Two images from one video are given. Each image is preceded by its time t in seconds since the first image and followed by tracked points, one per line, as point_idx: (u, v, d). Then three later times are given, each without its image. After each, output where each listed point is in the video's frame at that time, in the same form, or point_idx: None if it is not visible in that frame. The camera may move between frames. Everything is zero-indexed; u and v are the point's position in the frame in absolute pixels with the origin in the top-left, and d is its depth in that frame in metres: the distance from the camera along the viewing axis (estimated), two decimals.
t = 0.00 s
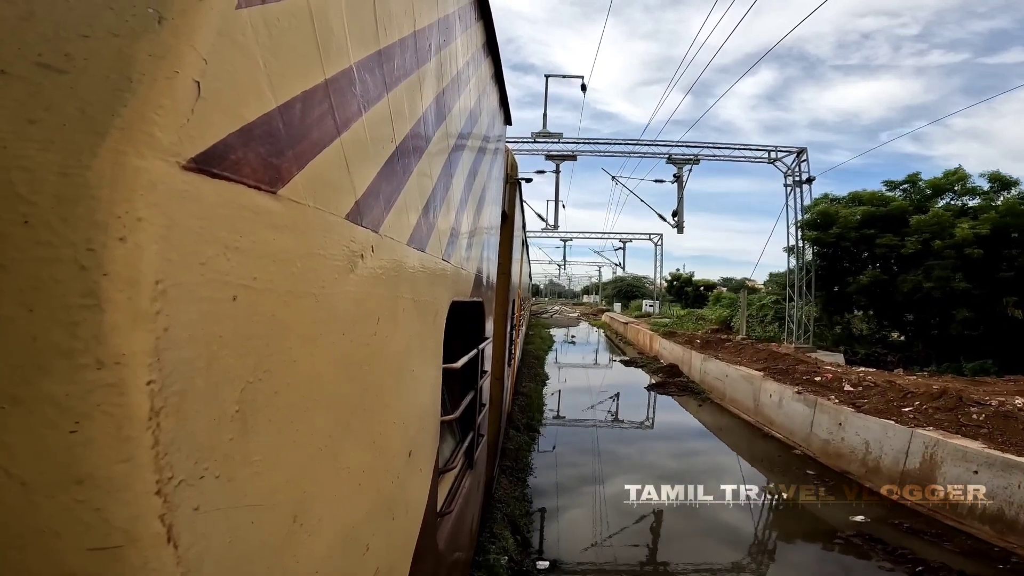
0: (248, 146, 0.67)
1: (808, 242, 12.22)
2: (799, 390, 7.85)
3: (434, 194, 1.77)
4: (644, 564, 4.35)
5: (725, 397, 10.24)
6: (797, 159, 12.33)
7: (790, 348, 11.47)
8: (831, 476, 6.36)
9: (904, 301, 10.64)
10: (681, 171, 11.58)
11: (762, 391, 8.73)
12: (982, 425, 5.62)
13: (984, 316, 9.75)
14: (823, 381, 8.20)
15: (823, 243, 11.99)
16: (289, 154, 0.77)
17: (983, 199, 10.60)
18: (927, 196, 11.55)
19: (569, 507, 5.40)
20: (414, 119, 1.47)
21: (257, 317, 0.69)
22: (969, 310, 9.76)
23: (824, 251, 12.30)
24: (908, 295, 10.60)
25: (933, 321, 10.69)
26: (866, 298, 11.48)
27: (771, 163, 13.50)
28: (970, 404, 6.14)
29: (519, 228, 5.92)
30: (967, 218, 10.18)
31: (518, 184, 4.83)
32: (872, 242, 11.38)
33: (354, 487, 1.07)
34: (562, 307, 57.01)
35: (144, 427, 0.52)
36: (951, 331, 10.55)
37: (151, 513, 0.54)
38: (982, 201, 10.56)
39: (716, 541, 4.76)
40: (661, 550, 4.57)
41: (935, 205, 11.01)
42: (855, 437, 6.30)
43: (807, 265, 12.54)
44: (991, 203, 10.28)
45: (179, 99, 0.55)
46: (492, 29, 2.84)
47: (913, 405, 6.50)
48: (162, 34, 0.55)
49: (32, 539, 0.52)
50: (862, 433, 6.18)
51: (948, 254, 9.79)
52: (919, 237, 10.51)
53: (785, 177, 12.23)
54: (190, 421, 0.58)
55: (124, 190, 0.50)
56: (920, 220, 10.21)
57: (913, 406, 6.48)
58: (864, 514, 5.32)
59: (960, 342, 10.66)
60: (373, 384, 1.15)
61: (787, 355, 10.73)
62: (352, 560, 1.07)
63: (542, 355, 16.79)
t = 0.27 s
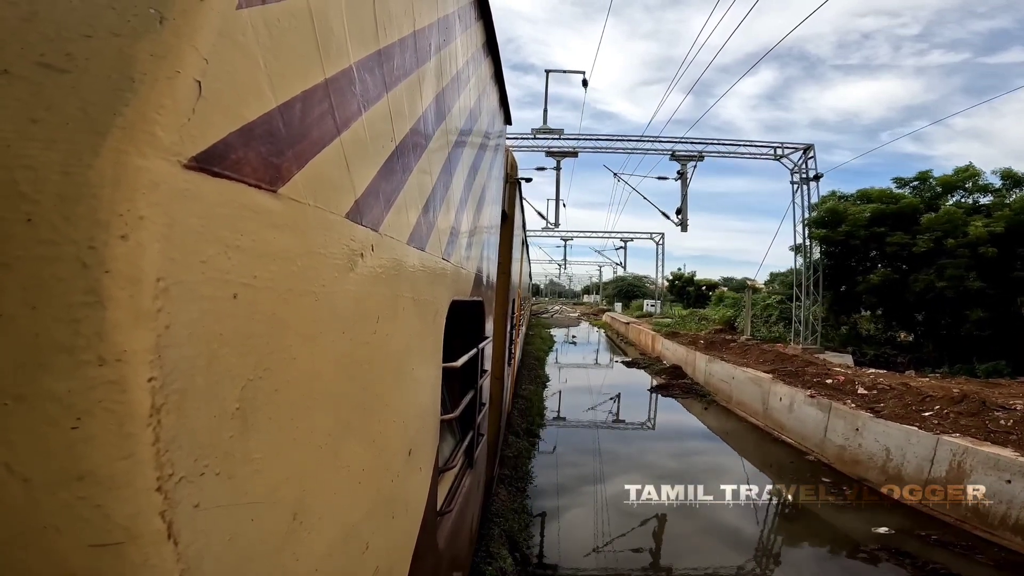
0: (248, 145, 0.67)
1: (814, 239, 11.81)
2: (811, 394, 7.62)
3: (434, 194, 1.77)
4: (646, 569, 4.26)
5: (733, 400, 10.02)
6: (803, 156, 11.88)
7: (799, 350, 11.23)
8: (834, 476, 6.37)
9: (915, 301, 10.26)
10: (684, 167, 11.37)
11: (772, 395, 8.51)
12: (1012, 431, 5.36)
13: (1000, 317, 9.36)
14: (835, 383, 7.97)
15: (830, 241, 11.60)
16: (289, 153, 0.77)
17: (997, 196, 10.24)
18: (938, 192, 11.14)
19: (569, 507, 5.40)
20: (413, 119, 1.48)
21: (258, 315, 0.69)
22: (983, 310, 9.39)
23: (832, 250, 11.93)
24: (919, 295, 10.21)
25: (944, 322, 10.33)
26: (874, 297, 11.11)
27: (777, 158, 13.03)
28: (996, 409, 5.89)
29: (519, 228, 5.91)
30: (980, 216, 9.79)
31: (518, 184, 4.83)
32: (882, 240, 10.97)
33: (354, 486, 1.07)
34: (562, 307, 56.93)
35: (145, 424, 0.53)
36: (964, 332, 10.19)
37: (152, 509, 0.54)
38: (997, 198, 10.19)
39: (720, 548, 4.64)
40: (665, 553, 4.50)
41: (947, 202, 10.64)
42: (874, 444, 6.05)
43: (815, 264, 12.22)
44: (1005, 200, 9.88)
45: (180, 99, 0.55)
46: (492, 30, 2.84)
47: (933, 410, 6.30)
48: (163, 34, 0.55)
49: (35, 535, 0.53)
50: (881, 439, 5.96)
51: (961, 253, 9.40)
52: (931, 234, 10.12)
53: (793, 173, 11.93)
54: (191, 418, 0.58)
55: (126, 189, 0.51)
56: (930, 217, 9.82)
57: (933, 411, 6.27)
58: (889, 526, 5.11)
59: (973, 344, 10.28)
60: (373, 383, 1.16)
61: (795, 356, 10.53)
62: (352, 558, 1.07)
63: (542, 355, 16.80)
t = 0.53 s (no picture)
0: (247, 144, 0.68)
1: (825, 237, 11.64)
2: (828, 398, 7.24)
3: (433, 193, 1.78)
4: None
5: (742, 404, 9.70)
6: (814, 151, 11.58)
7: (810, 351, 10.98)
8: (836, 476, 6.38)
9: (931, 300, 10.12)
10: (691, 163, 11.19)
11: (784, 400, 8.18)
12: None
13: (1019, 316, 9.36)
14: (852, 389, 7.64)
15: (842, 239, 11.45)
16: (288, 151, 0.78)
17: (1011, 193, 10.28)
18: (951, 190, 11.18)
19: (569, 506, 5.41)
20: (412, 117, 1.49)
21: (257, 312, 0.70)
22: (1001, 309, 9.35)
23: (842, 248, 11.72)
24: (935, 294, 10.14)
25: (958, 321, 10.30)
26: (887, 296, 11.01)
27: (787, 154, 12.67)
28: None
29: (518, 227, 5.93)
30: (997, 213, 9.82)
31: (517, 184, 4.86)
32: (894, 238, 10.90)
33: (352, 483, 1.08)
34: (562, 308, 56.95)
35: (143, 420, 0.53)
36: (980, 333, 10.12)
37: (150, 504, 0.55)
38: (1011, 196, 10.21)
39: (726, 553, 4.54)
40: (668, 561, 4.41)
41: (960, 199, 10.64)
42: (900, 452, 5.64)
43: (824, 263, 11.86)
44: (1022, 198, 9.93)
45: (179, 98, 0.56)
46: (492, 30, 2.86)
47: (960, 416, 6.04)
48: (163, 34, 0.56)
49: (35, 530, 0.54)
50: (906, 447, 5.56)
51: (980, 251, 9.38)
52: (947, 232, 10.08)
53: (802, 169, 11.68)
54: (189, 413, 0.59)
55: (127, 187, 0.51)
56: (946, 214, 9.81)
57: (961, 417, 6.00)
58: (921, 541, 4.70)
59: (988, 344, 10.24)
60: (372, 381, 1.16)
61: (805, 358, 10.26)
62: (349, 556, 1.08)
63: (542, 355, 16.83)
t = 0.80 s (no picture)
0: (247, 144, 0.68)
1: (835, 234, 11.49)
2: (845, 403, 6.96)
3: (433, 193, 1.78)
4: None
5: (749, 407, 9.43)
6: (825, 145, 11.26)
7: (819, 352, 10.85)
8: (838, 476, 6.37)
9: (945, 299, 10.10)
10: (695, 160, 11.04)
11: (795, 404, 7.90)
12: None
13: None
14: (867, 391, 7.41)
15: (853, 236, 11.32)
16: (288, 151, 0.78)
17: None
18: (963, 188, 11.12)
19: (569, 506, 5.42)
20: (413, 117, 1.49)
21: (256, 314, 0.70)
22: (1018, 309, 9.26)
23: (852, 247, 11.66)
24: (949, 293, 10.06)
25: (972, 321, 10.22)
26: (899, 295, 10.93)
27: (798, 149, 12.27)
28: None
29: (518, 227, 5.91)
30: (1013, 211, 9.75)
31: (517, 184, 4.86)
32: (907, 235, 10.82)
33: (352, 484, 1.08)
34: (563, 308, 56.90)
35: (143, 421, 0.53)
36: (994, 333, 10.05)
37: (150, 505, 0.55)
38: None
39: (728, 557, 4.49)
40: (670, 566, 4.34)
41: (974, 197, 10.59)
42: (928, 461, 5.46)
43: (834, 262, 11.75)
44: None
45: (179, 98, 0.56)
46: (492, 31, 2.86)
47: (988, 422, 5.83)
48: (162, 33, 0.55)
49: (34, 531, 0.53)
50: (937, 457, 5.36)
51: (996, 250, 9.29)
52: (962, 230, 9.99)
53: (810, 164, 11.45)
54: (189, 414, 0.59)
55: (125, 187, 0.51)
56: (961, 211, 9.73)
57: (988, 424, 5.79)
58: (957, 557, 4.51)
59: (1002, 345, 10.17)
60: (372, 381, 1.16)
61: (814, 359, 9.95)
62: (349, 556, 1.08)
63: (543, 355, 16.82)
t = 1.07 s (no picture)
0: (251, 146, 0.68)
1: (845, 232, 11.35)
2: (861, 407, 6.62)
3: (434, 194, 1.78)
4: None
5: (756, 410, 9.14)
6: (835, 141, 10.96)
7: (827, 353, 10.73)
8: (840, 476, 6.37)
9: (957, 299, 10.01)
10: (699, 157, 10.90)
11: (807, 408, 7.58)
12: None
13: None
14: (882, 394, 7.08)
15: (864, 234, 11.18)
16: (291, 153, 0.78)
17: None
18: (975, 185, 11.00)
19: (569, 506, 5.42)
20: (414, 118, 1.49)
21: (260, 315, 0.70)
22: None
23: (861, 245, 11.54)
24: (962, 293, 9.94)
25: (984, 321, 10.11)
26: (910, 295, 10.81)
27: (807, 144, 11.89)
28: None
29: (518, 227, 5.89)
30: None
31: (517, 184, 4.85)
32: (919, 234, 10.70)
33: (354, 484, 1.08)
34: (563, 308, 56.84)
35: (150, 422, 0.53)
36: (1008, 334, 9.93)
37: (156, 506, 0.55)
38: None
39: (732, 559, 4.44)
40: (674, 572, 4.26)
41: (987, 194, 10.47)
42: (955, 469, 5.16)
43: (842, 261, 11.61)
44: None
45: (183, 100, 0.56)
46: (492, 30, 2.85)
47: (1014, 426, 5.47)
48: (167, 35, 0.56)
49: (39, 532, 0.54)
50: (969, 467, 5.04)
51: (1012, 249, 9.16)
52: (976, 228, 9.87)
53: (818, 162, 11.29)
54: (194, 416, 0.59)
55: (131, 189, 0.51)
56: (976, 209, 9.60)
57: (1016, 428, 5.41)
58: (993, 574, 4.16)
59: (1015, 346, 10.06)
60: (373, 382, 1.16)
61: (824, 360, 9.68)
62: (351, 557, 1.08)
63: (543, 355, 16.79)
